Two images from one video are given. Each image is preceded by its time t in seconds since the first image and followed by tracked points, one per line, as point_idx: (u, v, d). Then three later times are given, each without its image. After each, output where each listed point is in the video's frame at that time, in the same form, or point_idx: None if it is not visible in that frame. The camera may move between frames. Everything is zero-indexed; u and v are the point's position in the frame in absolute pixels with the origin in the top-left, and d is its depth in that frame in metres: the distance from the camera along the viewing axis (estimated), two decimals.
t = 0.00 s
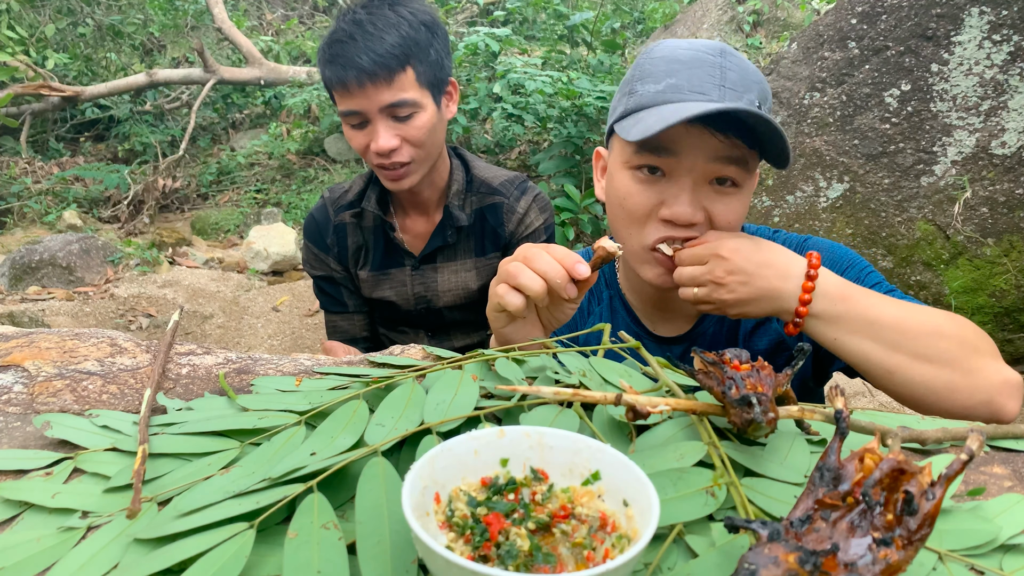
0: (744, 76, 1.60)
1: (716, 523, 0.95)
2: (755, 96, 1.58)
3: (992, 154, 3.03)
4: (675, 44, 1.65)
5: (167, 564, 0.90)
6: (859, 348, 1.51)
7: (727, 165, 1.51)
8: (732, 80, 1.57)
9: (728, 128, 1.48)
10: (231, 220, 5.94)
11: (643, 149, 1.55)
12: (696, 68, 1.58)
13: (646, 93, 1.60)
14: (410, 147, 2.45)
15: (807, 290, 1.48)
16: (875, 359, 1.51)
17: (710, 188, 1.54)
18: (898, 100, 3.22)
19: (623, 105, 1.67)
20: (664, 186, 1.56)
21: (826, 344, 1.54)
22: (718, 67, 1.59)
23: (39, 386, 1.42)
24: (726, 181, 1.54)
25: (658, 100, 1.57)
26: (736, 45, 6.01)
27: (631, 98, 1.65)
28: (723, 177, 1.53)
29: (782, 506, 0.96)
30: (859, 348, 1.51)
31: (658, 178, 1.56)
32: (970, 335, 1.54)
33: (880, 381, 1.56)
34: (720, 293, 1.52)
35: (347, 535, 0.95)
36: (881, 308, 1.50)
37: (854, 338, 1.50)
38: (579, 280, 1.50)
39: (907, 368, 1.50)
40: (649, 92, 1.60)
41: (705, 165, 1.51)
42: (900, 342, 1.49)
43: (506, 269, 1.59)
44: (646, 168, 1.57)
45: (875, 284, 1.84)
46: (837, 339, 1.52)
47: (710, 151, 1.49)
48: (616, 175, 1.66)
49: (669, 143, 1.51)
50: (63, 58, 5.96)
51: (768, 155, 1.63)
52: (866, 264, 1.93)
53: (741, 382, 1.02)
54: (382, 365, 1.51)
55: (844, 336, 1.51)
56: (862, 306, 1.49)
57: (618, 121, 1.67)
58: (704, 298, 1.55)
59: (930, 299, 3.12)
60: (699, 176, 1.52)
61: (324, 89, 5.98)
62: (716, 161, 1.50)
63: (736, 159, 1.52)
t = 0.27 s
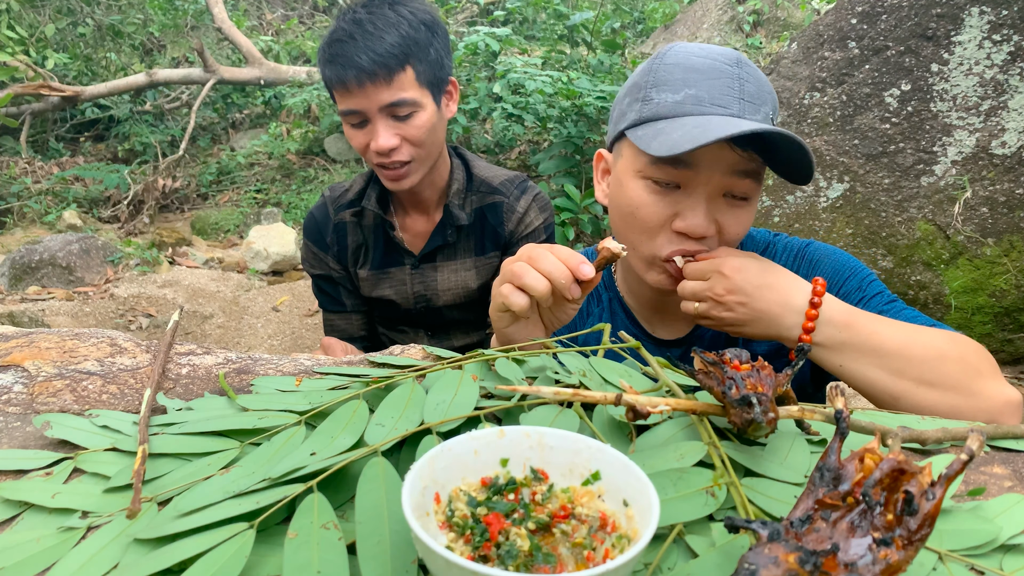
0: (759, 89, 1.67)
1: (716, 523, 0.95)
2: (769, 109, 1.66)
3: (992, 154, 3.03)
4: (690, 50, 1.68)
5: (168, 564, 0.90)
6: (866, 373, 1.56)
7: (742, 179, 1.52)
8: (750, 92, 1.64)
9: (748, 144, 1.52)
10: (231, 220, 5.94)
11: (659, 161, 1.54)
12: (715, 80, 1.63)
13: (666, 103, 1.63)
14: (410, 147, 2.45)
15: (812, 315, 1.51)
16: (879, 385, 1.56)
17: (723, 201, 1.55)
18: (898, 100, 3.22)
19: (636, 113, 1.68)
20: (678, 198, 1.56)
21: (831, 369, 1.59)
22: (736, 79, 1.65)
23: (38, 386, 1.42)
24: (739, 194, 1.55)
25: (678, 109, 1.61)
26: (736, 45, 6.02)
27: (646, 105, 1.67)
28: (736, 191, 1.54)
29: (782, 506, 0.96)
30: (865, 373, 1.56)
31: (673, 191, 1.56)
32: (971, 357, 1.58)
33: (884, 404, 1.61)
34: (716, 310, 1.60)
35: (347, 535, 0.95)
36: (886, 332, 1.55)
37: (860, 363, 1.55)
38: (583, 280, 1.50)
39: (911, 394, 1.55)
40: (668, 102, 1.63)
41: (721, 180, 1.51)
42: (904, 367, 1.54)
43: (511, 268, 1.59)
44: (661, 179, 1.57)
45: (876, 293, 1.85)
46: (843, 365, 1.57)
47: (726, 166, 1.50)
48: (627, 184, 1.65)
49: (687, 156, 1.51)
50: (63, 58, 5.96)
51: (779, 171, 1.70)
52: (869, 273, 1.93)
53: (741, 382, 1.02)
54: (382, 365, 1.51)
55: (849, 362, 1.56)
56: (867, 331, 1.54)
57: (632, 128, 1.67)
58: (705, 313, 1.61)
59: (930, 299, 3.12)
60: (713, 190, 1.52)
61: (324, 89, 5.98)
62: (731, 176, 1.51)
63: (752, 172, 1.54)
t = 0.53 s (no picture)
0: (778, 89, 1.74)
1: (716, 523, 0.95)
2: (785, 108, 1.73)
3: (992, 154, 3.03)
4: (710, 49, 1.73)
5: (168, 564, 0.90)
6: (872, 377, 1.56)
7: (765, 175, 1.58)
8: (771, 89, 1.70)
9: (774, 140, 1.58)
10: (231, 220, 5.94)
11: (688, 154, 1.56)
12: (739, 77, 1.68)
13: (692, 96, 1.66)
14: (410, 137, 2.45)
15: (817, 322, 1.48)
16: (885, 389, 1.56)
17: (744, 197, 1.58)
18: (898, 100, 3.23)
19: (660, 106, 1.69)
20: (701, 192, 1.57)
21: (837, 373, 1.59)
22: (758, 77, 1.71)
23: (38, 386, 1.42)
24: (758, 192, 1.60)
25: (706, 103, 1.64)
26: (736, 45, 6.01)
27: (671, 99, 1.68)
28: (757, 188, 1.59)
29: (782, 506, 0.96)
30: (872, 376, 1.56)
31: (697, 184, 1.57)
32: (974, 360, 1.59)
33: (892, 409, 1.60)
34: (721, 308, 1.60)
35: (347, 535, 0.95)
36: (890, 336, 1.55)
37: (866, 367, 1.55)
38: (586, 280, 1.50)
39: (917, 397, 1.55)
40: (695, 96, 1.66)
41: (747, 175, 1.55)
42: (909, 371, 1.54)
43: (513, 268, 1.59)
44: (686, 172, 1.58)
45: (877, 295, 1.85)
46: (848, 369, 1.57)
47: (752, 161, 1.54)
48: (649, 178, 1.65)
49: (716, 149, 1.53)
50: (63, 58, 5.96)
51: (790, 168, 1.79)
52: (868, 275, 1.93)
53: (741, 382, 1.02)
54: (382, 365, 1.51)
55: (853, 366, 1.56)
56: (871, 336, 1.55)
57: (656, 121, 1.67)
58: (710, 310, 1.62)
59: (930, 299, 3.12)
60: (738, 185, 1.55)
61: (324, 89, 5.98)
62: (756, 172, 1.56)
63: (773, 169, 1.60)
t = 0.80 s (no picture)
0: (776, 82, 1.70)
1: (716, 523, 0.95)
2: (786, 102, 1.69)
3: (992, 154, 3.03)
4: (708, 45, 1.73)
5: (168, 564, 0.89)
6: (873, 376, 1.55)
7: (758, 170, 1.55)
8: (768, 83, 1.67)
9: (763, 132, 1.54)
10: (231, 220, 5.94)
11: (679, 148, 1.57)
12: (734, 71, 1.67)
13: (684, 91, 1.66)
14: (397, 128, 2.42)
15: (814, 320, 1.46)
16: (885, 387, 1.56)
17: (739, 192, 1.56)
18: (898, 100, 3.23)
19: (655, 102, 1.70)
20: (695, 186, 1.57)
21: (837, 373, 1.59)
22: (754, 71, 1.68)
23: (38, 386, 1.42)
24: (754, 187, 1.58)
25: (698, 97, 1.63)
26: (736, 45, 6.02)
27: (664, 95, 1.69)
28: (752, 183, 1.57)
29: (782, 506, 0.96)
30: (872, 375, 1.55)
31: (690, 179, 1.57)
32: (974, 357, 1.59)
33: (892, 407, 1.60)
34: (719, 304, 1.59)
35: (347, 535, 0.95)
36: (890, 335, 1.55)
37: (865, 366, 1.55)
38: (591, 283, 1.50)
39: (918, 395, 1.55)
40: (687, 90, 1.65)
41: (738, 168, 1.53)
42: (909, 369, 1.54)
43: (517, 269, 1.60)
44: (679, 167, 1.58)
45: (878, 292, 1.85)
46: (848, 368, 1.57)
47: (744, 155, 1.53)
48: (644, 173, 1.65)
49: (707, 143, 1.53)
50: (63, 58, 5.95)
51: (794, 162, 1.75)
52: (870, 272, 1.93)
53: (741, 382, 1.02)
54: (382, 365, 1.51)
55: (853, 366, 1.56)
56: (870, 335, 1.55)
57: (650, 116, 1.69)
58: (707, 307, 1.62)
59: (930, 299, 3.12)
60: (731, 179, 1.54)
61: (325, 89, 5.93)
62: (750, 166, 1.54)
63: (768, 164, 1.57)
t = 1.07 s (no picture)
0: (779, 85, 1.68)
1: (716, 523, 0.95)
2: (788, 105, 1.67)
3: (992, 154, 3.03)
4: (714, 46, 1.73)
5: (168, 564, 0.89)
6: (867, 370, 1.55)
7: (753, 173, 1.54)
8: (769, 86, 1.65)
9: (760, 134, 1.53)
10: (231, 220, 5.94)
11: (676, 146, 1.57)
12: (736, 72, 1.66)
13: (684, 91, 1.66)
14: (364, 125, 2.20)
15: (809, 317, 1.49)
16: (879, 382, 1.56)
17: (734, 194, 1.56)
18: (898, 100, 3.23)
19: (656, 101, 1.71)
20: (690, 186, 1.57)
21: (831, 369, 1.59)
22: (757, 73, 1.67)
23: (38, 386, 1.42)
24: (750, 190, 1.57)
25: (696, 97, 1.63)
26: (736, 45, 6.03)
27: (665, 94, 1.70)
28: (748, 186, 1.56)
29: (782, 506, 0.96)
30: (866, 370, 1.55)
31: (686, 179, 1.57)
32: (972, 353, 1.58)
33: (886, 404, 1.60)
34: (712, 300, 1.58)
35: (347, 535, 0.95)
36: (885, 329, 1.55)
37: (859, 361, 1.55)
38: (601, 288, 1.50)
39: (912, 391, 1.55)
40: (686, 91, 1.66)
41: (734, 170, 1.53)
42: (904, 364, 1.54)
43: (526, 270, 1.60)
44: (675, 167, 1.59)
45: (878, 291, 1.85)
46: (842, 362, 1.57)
47: (739, 157, 1.52)
48: (643, 171, 1.66)
49: (703, 144, 1.53)
50: (63, 58, 5.94)
51: (794, 167, 1.72)
52: (870, 271, 1.93)
53: (741, 382, 1.02)
54: (382, 365, 1.51)
55: (847, 360, 1.56)
56: (865, 329, 1.55)
57: (650, 116, 1.70)
58: (701, 302, 1.60)
59: (930, 299, 3.11)
60: (727, 181, 1.54)
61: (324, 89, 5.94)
62: (745, 169, 1.53)
63: (764, 168, 1.55)
